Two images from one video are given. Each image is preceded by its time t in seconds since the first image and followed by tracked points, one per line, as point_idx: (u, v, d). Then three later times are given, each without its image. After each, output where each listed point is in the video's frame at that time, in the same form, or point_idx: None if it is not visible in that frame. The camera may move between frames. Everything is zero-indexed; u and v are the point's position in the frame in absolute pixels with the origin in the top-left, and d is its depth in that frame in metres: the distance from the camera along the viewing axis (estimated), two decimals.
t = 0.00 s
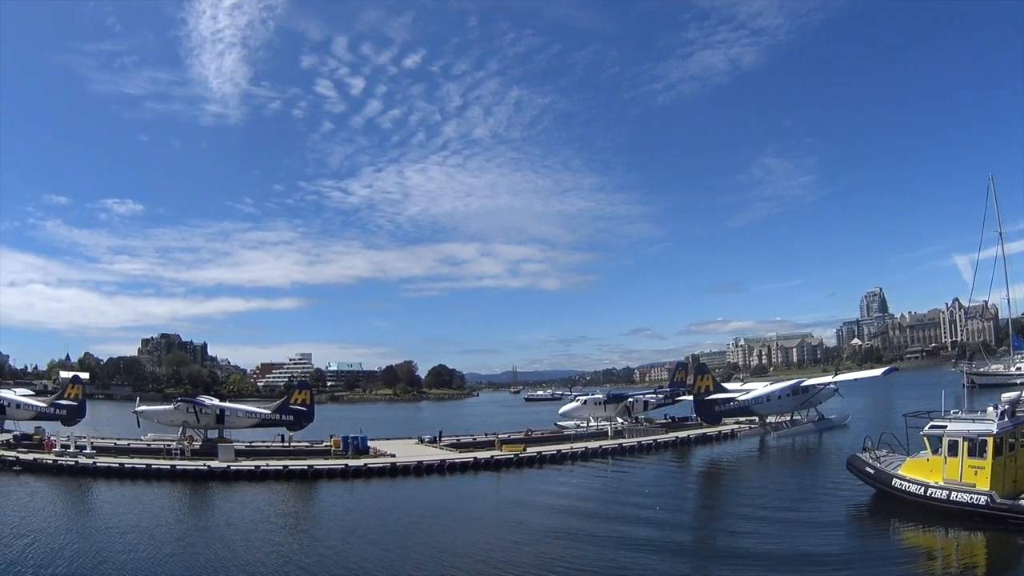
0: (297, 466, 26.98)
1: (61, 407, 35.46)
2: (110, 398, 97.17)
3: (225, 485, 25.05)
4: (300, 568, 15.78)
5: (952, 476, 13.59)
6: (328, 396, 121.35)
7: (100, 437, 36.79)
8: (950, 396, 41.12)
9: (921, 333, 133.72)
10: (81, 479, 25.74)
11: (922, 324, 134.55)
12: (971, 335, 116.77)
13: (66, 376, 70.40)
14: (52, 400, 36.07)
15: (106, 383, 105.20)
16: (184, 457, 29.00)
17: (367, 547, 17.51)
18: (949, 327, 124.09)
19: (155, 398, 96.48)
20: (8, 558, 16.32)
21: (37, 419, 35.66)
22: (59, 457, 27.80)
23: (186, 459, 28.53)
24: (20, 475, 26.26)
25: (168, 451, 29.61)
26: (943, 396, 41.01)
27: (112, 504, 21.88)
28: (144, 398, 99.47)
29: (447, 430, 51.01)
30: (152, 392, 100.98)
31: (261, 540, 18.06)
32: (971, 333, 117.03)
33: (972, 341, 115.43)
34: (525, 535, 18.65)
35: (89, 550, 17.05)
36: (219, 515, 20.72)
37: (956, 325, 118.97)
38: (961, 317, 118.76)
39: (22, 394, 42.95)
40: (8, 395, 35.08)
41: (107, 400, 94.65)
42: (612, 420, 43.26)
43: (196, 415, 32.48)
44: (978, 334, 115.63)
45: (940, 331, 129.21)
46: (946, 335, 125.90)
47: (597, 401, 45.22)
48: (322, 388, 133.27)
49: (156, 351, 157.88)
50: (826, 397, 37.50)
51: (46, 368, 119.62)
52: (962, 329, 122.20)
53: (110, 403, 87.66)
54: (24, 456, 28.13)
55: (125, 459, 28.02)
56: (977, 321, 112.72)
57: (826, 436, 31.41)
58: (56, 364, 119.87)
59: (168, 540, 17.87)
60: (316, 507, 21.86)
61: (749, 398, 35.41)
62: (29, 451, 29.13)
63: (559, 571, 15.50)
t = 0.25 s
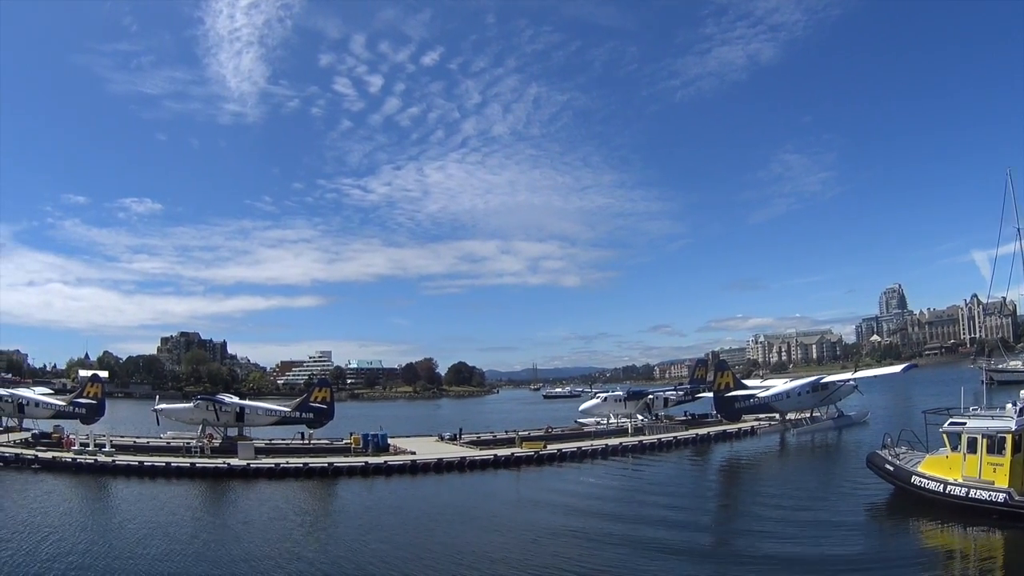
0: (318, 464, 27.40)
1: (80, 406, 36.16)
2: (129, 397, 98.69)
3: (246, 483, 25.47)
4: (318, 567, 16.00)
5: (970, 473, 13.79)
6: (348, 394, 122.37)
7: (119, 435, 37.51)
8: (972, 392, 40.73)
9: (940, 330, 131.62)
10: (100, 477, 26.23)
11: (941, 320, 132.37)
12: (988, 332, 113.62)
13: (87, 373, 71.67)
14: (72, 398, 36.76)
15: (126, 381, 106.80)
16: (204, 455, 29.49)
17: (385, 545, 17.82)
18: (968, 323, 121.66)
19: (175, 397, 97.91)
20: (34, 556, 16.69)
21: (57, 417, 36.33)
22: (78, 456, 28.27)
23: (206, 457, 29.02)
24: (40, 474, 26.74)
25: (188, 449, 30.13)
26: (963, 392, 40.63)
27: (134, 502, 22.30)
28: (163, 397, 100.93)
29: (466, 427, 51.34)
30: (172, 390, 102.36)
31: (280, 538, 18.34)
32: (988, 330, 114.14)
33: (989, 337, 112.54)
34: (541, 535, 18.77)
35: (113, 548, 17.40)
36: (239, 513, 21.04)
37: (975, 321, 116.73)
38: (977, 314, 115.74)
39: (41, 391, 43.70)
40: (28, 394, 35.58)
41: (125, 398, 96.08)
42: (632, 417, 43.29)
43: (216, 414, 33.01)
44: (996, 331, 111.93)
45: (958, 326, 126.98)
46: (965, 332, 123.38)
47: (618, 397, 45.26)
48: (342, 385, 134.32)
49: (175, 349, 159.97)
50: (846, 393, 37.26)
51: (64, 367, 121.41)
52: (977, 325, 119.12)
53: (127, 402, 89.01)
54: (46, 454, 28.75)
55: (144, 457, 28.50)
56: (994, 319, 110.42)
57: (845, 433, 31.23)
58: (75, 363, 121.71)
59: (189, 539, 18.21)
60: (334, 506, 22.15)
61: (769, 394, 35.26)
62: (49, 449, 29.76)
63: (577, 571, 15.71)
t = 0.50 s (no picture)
0: (335, 463, 27.73)
1: (97, 406, 36.71)
2: (148, 397, 99.97)
3: (264, 483, 25.86)
4: (333, 567, 16.19)
5: (986, 471, 13.96)
6: (365, 393, 123.03)
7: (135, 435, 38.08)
8: (991, 390, 40.33)
9: (956, 328, 129.67)
10: (118, 476, 26.69)
11: (957, 318, 130.28)
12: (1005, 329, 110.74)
13: (107, 374, 72.79)
14: (90, 399, 37.35)
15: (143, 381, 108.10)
16: (222, 454, 29.95)
17: (400, 544, 18.07)
18: (984, 321, 119.52)
19: (192, 396, 99.16)
20: (54, 555, 16.98)
21: (74, 417, 36.96)
22: (95, 456, 28.69)
23: (224, 456, 29.45)
24: (58, 473, 27.19)
25: (205, 449, 30.59)
26: (982, 389, 40.25)
27: (154, 502, 22.69)
28: (180, 396, 102.28)
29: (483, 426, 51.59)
30: (189, 390, 103.57)
31: (295, 538, 18.57)
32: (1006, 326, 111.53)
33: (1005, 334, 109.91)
34: (554, 536, 18.85)
35: (131, 547, 17.68)
36: (254, 514, 21.30)
37: (992, 319, 114.79)
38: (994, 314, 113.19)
39: (59, 392, 44.45)
40: (43, 394, 36.30)
41: (144, 398, 97.27)
42: (650, 415, 43.28)
43: (234, 413, 33.48)
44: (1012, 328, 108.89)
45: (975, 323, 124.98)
46: (983, 328, 121.49)
47: (635, 396, 45.29)
48: (360, 385, 135.18)
49: (192, 349, 161.77)
50: (863, 391, 37.02)
51: (81, 367, 123.15)
52: (994, 322, 116.89)
53: (145, 402, 90.31)
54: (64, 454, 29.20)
55: (162, 457, 28.97)
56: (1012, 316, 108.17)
57: (863, 431, 31.04)
58: (92, 363, 123.52)
59: (205, 539, 18.47)
60: (349, 506, 22.38)
61: (786, 392, 35.08)
62: (68, 449, 30.26)
63: (595, 570, 15.81)
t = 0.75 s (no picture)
0: (352, 462, 28.06)
1: (114, 406, 37.34)
2: (165, 397, 101.17)
3: (282, 482, 26.24)
4: (344, 568, 16.32)
5: (1003, 468, 14.07)
6: (381, 392, 123.68)
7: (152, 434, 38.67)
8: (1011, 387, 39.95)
9: (971, 325, 127.82)
10: (134, 476, 27.13)
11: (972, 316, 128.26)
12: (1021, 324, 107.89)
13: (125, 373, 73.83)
14: (106, 399, 37.95)
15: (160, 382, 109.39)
16: (239, 454, 30.38)
17: (415, 543, 18.34)
18: (999, 317, 117.66)
19: (209, 396, 100.43)
20: (70, 555, 17.23)
21: (90, 418, 37.55)
22: (112, 455, 29.10)
23: (241, 456, 29.88)
24: (74, 473, 27.58)
25: (222, 448, 31.03)
26: (1001, 386, 39.88)
27: (175, 501, 23.12)
28: (197, 396, 103.65)
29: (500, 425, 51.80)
30: (206, 390, 104.70)
31: (308, 539, 18.76)
32: None
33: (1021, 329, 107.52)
34: (565, 537, 18.90)
35: (145, 548, 17.91)
36: (268, 514, 21.55)
37: (1008, 314, 113.07)
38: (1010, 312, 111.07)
39: (76, 393, 45.17)
40: (58, 395, 37.00)
41: (161, 398, 98.46)
42: (667, 413, 43.26)
43: (250, 413, 33.94)
44: None
45: (990, 321, 123.09)
46: (999, 325, 119.45)
47: (652, 394, 45.29)
48: (375, 384, 135.98)
49: (209, 349, 163.56)
50: (879, 388, 36.82)
51: (98, 368, 124.94)
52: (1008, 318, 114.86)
53: (161, 402, 91.53)
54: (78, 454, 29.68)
55: (179, 456, 29.42)
56: None
57: (880, 428, 30.88)
58: (110, 364, 125.36)
59: (219, 539, 18.69)
60: (363, 505, 22.60)
61: (803, 390, 34.94)
62: (83, 450, 30.77)
63: (609, 570, 16.04)
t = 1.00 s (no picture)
0: (366, 461, 28.32)
1: (127, 406, 37.85)
2: (178, 396, 102.05)
3: (296, 481, 26.53)
4: (357, 568, 16.45)
5: (1016, 466, 14.15)
6: (394, 391, 124.30)
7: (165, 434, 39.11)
8: None
9: (984, 323, 126.46)
10: (148, 475, 27.50)
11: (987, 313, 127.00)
12: None
13: (139, 373, 74.50)
14: (119, 399, 38.40)
15: (173, 381, 110.30)
16: (253, 453, 30.70)
17: (429, 542, 18.51)
18: (1014, 315, 116.57)
19: (222, 395, 101.29)
20: (86, 555, 17.47)
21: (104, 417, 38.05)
22: (126, 455, 29.50)
23: (255, 455, 30.20)
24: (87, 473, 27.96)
25: (236, 448, 31.38)
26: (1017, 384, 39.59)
27: (192, 501, 23.44)
28: (211, 395, 104.58)
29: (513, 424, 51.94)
30: (220, 389, 105.54)
31: (321, 538, 18.94)
32: None
33: None
34: (576, 538, 18.98)
35: (160, 548, 18.14)
36: (282, 513, 21.81)
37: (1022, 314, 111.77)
38: None
39: (90, 393, 45.73)
40: (72, 395, 37.57)
41: (175, 398, 99.33)
42: (681, 412, 43.22)
43: (264, 412, 34.28)
44: None
45: (1003, 318, 121.78)
46: (1013, 324, 118.04)
47: (666, 392, 45.27)
48: (388, 383, 136.61)
49: (222, 349, 164.89)
50: (893, 386, 36.66)
51: (111, 367, 126.37)
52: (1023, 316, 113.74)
53: (175, 401, 92.32)
54: (93, 454, 30.13)
55: (193, 456, 29.77)
56: None
57: (894, 426, 30.76)
58: (123, 364, 126.75)
59: (236, 538, 18.96)
60: (376, 504, 22.82)
61: (817, 388, 34.82)
62: (97, 449, 31.18)
63: (610, 570, 16.11)
